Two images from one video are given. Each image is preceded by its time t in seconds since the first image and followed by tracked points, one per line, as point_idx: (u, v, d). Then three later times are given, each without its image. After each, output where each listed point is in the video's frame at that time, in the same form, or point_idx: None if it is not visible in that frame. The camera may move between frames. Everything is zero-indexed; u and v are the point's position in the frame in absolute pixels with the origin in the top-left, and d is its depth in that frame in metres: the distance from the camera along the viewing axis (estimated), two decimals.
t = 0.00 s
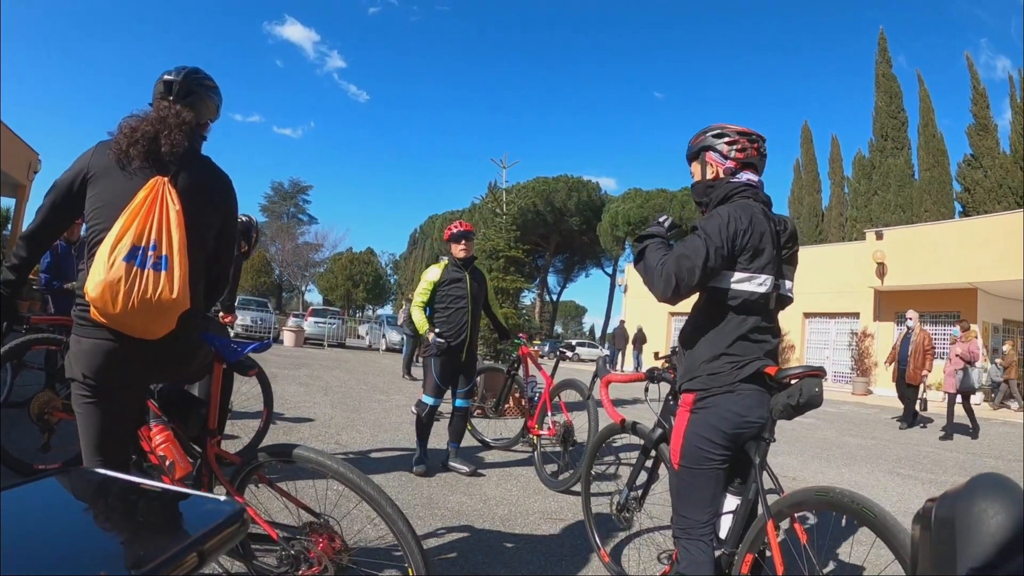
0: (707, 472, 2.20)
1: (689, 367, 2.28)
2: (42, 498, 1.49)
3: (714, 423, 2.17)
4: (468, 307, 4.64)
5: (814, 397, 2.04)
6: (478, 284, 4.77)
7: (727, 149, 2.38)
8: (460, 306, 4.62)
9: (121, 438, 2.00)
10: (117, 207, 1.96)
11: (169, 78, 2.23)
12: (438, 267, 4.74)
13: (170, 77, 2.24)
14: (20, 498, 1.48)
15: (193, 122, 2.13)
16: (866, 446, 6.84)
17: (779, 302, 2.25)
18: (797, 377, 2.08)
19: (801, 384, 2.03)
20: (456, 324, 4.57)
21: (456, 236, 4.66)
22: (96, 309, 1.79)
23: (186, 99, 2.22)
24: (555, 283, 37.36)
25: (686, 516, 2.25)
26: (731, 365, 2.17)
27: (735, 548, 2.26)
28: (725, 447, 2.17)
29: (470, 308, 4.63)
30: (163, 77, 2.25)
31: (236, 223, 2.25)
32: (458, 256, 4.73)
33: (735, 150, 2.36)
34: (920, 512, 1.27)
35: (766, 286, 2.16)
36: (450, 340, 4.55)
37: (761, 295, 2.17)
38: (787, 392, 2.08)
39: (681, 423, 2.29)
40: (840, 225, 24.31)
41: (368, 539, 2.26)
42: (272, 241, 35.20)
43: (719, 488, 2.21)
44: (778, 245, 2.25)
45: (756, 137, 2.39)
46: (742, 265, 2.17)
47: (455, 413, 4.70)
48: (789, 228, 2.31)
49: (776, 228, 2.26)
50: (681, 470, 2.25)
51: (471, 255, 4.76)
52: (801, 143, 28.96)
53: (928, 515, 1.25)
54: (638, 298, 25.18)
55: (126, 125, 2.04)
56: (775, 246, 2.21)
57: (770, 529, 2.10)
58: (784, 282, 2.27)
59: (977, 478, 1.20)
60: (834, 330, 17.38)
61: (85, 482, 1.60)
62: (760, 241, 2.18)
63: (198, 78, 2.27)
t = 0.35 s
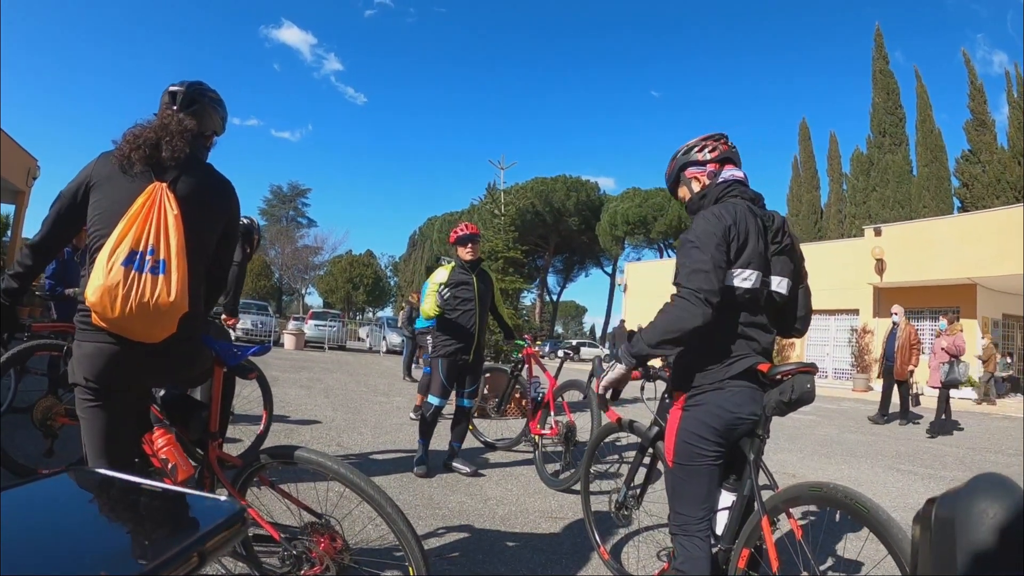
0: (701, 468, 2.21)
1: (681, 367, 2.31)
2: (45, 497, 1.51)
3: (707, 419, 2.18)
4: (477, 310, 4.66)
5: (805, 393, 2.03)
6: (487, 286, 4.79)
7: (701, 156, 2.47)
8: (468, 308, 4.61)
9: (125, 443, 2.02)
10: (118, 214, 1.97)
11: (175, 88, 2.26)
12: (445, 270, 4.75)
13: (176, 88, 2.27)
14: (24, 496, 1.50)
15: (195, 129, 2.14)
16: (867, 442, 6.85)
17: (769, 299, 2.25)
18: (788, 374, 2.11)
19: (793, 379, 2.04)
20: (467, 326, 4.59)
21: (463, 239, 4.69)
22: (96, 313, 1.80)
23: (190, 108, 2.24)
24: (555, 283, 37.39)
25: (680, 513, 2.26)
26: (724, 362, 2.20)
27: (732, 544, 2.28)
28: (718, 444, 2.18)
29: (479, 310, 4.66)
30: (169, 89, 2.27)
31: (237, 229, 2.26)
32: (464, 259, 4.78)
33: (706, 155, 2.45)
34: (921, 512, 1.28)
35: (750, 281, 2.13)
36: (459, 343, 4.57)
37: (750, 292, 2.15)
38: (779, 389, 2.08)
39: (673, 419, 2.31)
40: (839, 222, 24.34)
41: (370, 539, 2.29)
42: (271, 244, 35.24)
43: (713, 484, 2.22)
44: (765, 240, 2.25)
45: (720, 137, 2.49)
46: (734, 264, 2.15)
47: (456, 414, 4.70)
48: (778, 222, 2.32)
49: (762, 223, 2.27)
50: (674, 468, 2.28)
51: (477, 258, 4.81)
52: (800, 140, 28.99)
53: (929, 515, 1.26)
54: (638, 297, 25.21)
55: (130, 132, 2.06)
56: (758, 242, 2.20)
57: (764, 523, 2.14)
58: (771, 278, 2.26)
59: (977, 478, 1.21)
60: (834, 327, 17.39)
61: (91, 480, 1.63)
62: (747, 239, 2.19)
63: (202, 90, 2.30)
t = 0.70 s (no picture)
0: (696, 466, 2.23)
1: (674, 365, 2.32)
2: (48, 499, 1.53)
3: (699, 416, 2.20)
4: (472, 313, 4.66)
5: (801, 388, 2.06)
6: (480, 290, 4.78)
7: (682, 158, 2.51)
8: (466, 312, 4.64)
9: (124, 452, 2.02)
10: (111, 222, 1.97)
11: (165, 97, 2.27)
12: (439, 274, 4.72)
13: (166, 97, 2.28)
14: (26, 499, 1.52)
15: (185, 137, 2.15)
16: (864, 436, 6.87)
17: (757, 295, 2.26)
18: (782, 369, 2.09)
19: (787, 375, 2.05)
20: (463, 329, 4.59)
21: (455, 244, 4.70)
22: (94, 322, 1.81)
23: (180, 115, 2.25)
24: (551, 284, 37.42)
25: (678, 510, 2.27)
26: (715, 359, 2.21)
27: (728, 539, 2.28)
28: (710, 440, 2.20)
29: (474, 313, 4.66)
30: (159, 98, 2.29)
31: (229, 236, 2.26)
32: (459, 264, 4.78)
33: (688, 156, 2.49)
34: (921, 512, 1.30)
35: (735, 279, 2.15)
36: (454, 348, 4.57)
37: (737, 289, 2.17)
38: (774, 385, 2.10)
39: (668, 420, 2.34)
40: (834, 218, 24.40)
41: (363, 541, 2.28)
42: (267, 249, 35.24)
43: (708, 480, 2.24)
44: (748, 235, 2.25)
45: (701, 137, 2.52)
46: (718, 260, 2.16)
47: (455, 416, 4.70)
48: (766, 218, 2.33)
49: (744, 218, 2.27)
50: (670, 465, 2.30)
51: (472, 262, 4.80)
52: (794, 136, 29.04)
53: (930, 515, 1.27)
54: (634, 296, 25.24)
55: (121, 141, 2.07)
56: (741, 239, 2.20)
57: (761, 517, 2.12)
58: (756, 273, 2.26)
59: (978, 478, 1.23)
60: (830, 322, 17.44)
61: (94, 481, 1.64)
62: (730, 232, 2.19)
63: (190, 99, 2.31)
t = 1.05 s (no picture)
0: (701, 466, 2.21)
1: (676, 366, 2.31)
2: (44, 499, 1.52)
3: (703, 417, 2.19)
4: (469, 313, 4.65)
5: (809, 387, 2.02)
6: (478, 292, 4.75)
7: (685, 155, 2.50)
8: (463, 314, 4.62)
9: (122, 454, 2.03)
10: (110, 224, 1.97)
11: (163, 102, 2.27)
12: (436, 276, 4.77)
13: (163, 102, 2.28)
14: (23, 498, 1.52)
15: (183, 140, 2.15)
16: (868, 436, 6.84)
17: (759, 294, 2.25)
18: (790, 368, 2.09)
19: (795, 373, 2.03)
20: (459, 330, 4.56)
21: (451, 246, 4.69)
22: (93, 321, 1.80)
23: (177, 120, 2.24)
24: (553, 284, 37.38)
25: (683, 510, 2.25)
26: (718, 359, 2.20)
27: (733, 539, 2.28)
28: (714, 440, 2.19)
29: (472, 313, 4.65)
30: (157, 103, 2.29)
31: (226, 239, 2.25)
32: (454, 265, 4.76)
33: (691, 153, 2.48)
34: (922, 512, 1.28)
35: (737, 278, 2.14)
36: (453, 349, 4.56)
37: (737, 288, 2.15)
38: (781, 384, 2.07)
39: (673, 421, 2.33)
40: (836, 217, 24.34)
41: (366, 543, 2.27)
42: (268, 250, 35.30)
43: (713, 481, 2.22)
44: (749, 232, 2.23)
45: (705, 136, 2.51)
46: (719, 260, 2.15)
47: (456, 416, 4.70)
48: (767, 217, 2.31)
49: (745, 215, 2.26)
50: (674, 466, 2.29)
51: (467, 262, 4.79)
52: (796, 135, 28.96)
53: (930, 515, 1.26)
54: (636, 295, 25.20)
55: (120, 143, 2.07)
56: (741, 237, 2.18)
57: (767, 517, 2.13)
58: (758, 271, 2.24)
59: (976, 477, 1.21)
60: (832, 321, 17.40)
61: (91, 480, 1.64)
62: (731, 233, 2.18)
63: (188, 103, 2.31)
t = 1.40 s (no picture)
0: (705, 469, 2.20)
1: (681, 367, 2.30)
2: (41, 499, 1.51)
3: (709, 419, 2.18)
4: (466, 311, 4.64)
5: (813, 389, 2.03)
6: (474, 290, 4.75)
7: (697, 148, 2.46)
8: (459, 313, 4.61)
9: (117, 452, 2.02)
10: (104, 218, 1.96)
11: (160, 97, 2.26)
12: (432, 274, 4.74)
13: (161, 97, 2.27)
14: (20, 500, 1.50)
15: (180, 136, 2.14)
16: (870, 437, 6.82)
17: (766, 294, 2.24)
18: (795, 370, 2.06)
19: (799, 375, 2.02)
20: (456, 329, 4.56)
21: (447, 244, 4.66)
22: (86, 318, 1.79)
23: (175, 115, 2.24)
24: (555, 284, 37.37)
25: (686, 513, 2.24)
26: (723, 360, 2.19)
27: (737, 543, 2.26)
28: (720, 443, 2.18)
29: (468, 312, 4.63)
30: (154, 99, 2.28)
31: (223, 238, 2.24)
32: (451, 264, 4.75)
33: (706, 146, 2.43)
34: (921, 511, 1.27)
35: (746, 278, 2.12)
36: (451, 348, 4.54)
37: (745, 287, 2.14)
38: (786, 386, 2.07)
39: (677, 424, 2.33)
40: (838, 217, 24.31)
41: (368, 544, 2.23)
42: (270, 249, 35.39)
43: (717, 484, 2.21)
44: (758, 231, 2.22)
45: (721, 130, 2.47)
46: (728, 259, 2.14)
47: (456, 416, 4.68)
48: (775, 215, 2.30)
49: (753, 215, 2.25)
50: (678, 469, 2.27)
51: (462, 262, 4.77)
52: (798, 135, 28.90)
53: (929, 515, 1.24)
54: (638, 295, 25.17)
55: (117, 138, 2.06)
56: (751, 236, 2.18)
57: (773, 521, 2.09)
58: (766, 271, 2.24)
59: (974, 477, 1.20)
60: (834, 322, 17.36)
61: (85, 478, 1.63)
62: (740, 232, 2.17)
63: (186, 98, 2.30)
